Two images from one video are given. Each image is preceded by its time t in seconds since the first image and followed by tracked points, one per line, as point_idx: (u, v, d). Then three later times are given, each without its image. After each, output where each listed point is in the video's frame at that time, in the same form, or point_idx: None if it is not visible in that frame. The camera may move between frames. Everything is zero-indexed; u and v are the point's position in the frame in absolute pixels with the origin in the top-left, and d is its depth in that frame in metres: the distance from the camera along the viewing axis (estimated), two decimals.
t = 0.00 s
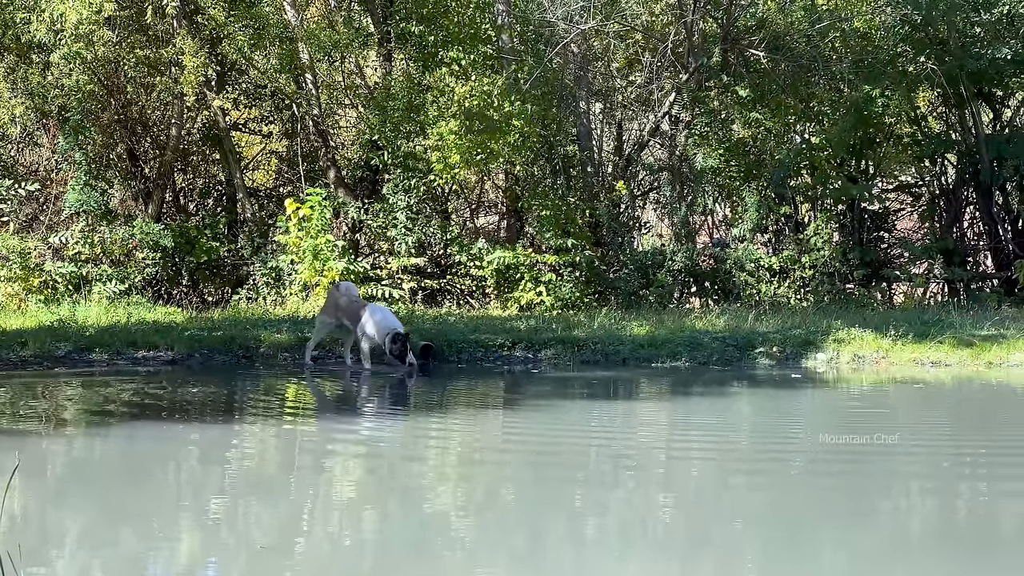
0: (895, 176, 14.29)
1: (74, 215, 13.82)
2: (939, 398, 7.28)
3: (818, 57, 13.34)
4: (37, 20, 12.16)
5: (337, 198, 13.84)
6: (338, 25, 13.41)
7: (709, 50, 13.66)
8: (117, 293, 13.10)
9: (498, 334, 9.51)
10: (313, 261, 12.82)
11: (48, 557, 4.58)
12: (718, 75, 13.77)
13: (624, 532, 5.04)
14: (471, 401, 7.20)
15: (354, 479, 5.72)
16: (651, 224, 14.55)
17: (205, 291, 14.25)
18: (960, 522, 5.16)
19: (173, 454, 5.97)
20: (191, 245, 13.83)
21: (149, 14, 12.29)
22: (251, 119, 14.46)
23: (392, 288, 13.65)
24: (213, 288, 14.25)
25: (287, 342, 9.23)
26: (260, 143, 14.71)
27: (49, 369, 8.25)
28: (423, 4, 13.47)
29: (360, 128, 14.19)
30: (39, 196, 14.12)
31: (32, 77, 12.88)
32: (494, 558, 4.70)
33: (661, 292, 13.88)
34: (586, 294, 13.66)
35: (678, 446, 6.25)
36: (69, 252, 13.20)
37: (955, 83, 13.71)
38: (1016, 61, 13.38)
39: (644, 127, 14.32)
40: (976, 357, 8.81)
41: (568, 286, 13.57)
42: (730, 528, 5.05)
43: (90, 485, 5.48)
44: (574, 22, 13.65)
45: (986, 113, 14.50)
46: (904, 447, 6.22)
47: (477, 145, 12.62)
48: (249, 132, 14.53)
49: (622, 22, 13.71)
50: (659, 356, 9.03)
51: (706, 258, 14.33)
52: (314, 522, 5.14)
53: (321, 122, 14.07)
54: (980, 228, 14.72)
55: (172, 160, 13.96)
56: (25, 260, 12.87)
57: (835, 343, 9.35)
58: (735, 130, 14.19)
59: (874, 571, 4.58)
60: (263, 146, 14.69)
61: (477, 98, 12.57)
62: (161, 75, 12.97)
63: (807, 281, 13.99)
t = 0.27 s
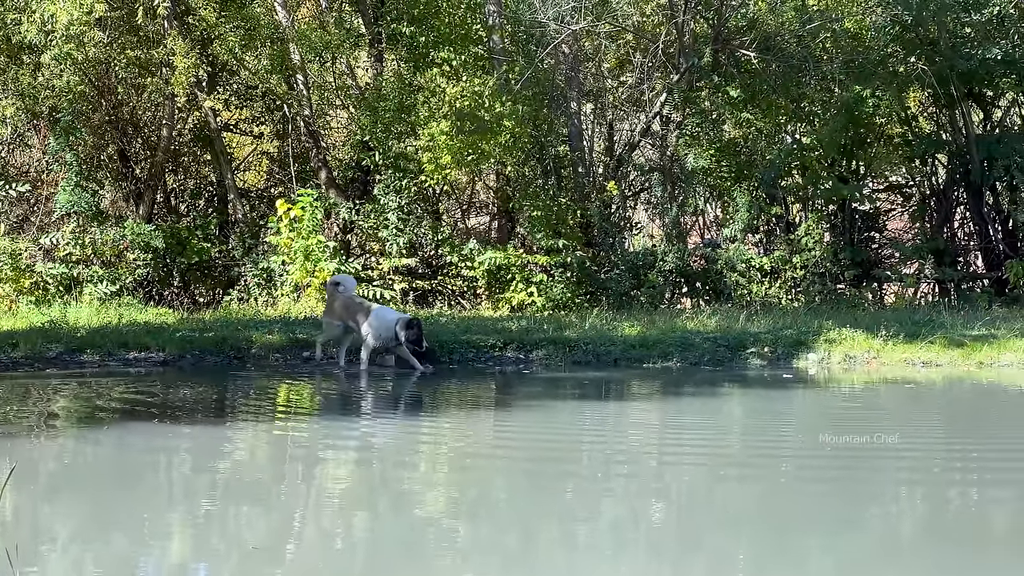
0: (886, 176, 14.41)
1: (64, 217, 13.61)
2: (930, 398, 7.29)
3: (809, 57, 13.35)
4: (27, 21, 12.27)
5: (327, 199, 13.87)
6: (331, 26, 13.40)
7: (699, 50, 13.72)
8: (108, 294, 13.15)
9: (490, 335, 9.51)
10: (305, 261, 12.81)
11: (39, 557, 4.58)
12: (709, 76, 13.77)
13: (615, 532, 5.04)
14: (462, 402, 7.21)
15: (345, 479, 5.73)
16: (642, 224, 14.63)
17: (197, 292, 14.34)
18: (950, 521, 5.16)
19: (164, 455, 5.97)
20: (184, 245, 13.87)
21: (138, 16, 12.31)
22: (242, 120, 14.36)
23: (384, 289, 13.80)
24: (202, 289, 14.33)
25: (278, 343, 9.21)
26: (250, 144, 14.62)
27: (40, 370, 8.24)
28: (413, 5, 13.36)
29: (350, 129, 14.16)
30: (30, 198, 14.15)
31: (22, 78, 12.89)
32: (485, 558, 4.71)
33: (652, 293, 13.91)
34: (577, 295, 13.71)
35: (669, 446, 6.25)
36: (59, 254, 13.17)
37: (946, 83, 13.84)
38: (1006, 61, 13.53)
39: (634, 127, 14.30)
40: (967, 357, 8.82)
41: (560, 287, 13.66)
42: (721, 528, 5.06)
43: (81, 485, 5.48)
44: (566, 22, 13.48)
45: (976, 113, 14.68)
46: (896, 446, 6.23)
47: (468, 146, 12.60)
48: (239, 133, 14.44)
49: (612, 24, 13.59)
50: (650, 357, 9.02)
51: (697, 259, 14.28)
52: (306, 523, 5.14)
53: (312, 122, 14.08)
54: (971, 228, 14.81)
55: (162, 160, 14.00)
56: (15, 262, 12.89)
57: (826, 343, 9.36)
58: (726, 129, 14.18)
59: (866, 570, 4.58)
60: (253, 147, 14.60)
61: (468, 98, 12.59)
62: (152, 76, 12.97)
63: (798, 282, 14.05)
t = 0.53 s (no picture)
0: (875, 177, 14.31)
1: (55, 218, 13.79)
2: (920, 398, 7.30)
3: (799, 57, 13.34)
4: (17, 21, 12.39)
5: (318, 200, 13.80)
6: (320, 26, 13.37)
7: (690, 51, 13.75)
8: (98, 295, 13.16)
9: (480, 336, 9.59)
10: (295, 262, 12.86)
11: (30, 559, 4.57)
12: (699, 76, 13.80)
13: (606, 533, 5.04)
14: (453, 402, 7.21)
15: (337, 480, 5.73)
16: (632, 224, 14.59)
17: (187, 293, 14.24)
18: (941, 521, 5.17)
19: (155, 455, 5.97)
20: (173, 246, 13.72)
21: (129, 17, 12.42)
22: (233, 121, 14.42)
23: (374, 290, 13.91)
24: (195, 290, 14.22)
25: (269, 344, 9.19)
26: (241, 145, 14.65)
27: (30, 371, 8.23)
28: (404, 5, 13.31)
29: (341, 130, 14.19)
30: (19, 199, 14.12)
31: (11, 79, 12.99)
32: (477, 560, 4.70)
33: (643, 293, 13.99)
34: (568, 295, 13.66)
35: (660, 447, 6.25)
36: (50, 254, 13.26)
37: (935, 83, 13.87)
38: (995, 61, 13.61)
39: (624, 128, 14.36)
40: (957, 356, 8.82)
41: (550, 287, 13.60)
42: (713, 530, 5.06)
43: (72, 486, 5.48)
44: (556, 23, 13.36)
45: (965, 113, 14.60)
46: (886, 446, 6.24)
47: (458, 146, 12.77)
48: (230, 134, 14.47)
49: (602, 24, 13.52)
50: (641, 357, 9.02)
51: (688, 259, 14.29)
52: (297, 524, 5.14)
53: (302, 123, 14.10)
54: (961, 228, 14.68)
55: (152, 161, 13.94)
56: (7, 262, 13.01)
57: (817, 343, 9.36)
58: (716, 130, 14.17)
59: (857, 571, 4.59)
60: (244, 148, 14.64)
61: (459, 99, 12.73)
62: (142, 76, 12.85)
63: (789, 281, 14.16)
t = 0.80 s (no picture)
0: (863, 176, 14.45)
1: (42, 218, 13.88)
2: (907, 397, 7.31)
3: (786, 58, 13.31)
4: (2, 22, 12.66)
5: (306, 201, 13.81)
6: (308, 27, 13.45)
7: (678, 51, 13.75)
8: (86, 296, 13.13)
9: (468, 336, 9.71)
10: (283, 263, 12.91)
11: (18, 560, 4.56)
12: (686, 76, 13.79)
13: (595, 534, 5.03)
14: (440, 403, 7.21)
15: (324, 481, 5.72)
16: (620, 224, 14.61)
17: (175, 294, 14.25)
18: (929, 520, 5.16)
19: (143, 456, 5.97)
20: (161, 247, 13.70)
21: (115, 18, 12.40)
22: (220, 122, 14.46)
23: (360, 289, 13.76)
24: (182, 291, 14.23)
25: (257, 345, 9.19)
26: (228, 146, 14.73)
27: (17, 372, 8.23)
28: (392, 6, 13.39)
29: (330, 131, 14.33)
30: (7, 200, 14.20)
31: None
32: (465, 560, 4.70)
33: (631, 293, 14.01)
34: (556, 296, 13.71)
35: (648, 447, 6.25)
36: (37, 256, 13.16)
37: (922, 83, 14.03)
38: (982, 61, 13.73)
39: (611, 128, 14.47)
40: (944, 356, 8.82)
41: (538, 288, 13.64)
42: (700, 529, 5.06)
43: (60, 487, 5.47)
44: (544, 23, 13.35)
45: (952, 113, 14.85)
46: (874, 446, 6.24)
47: (446, 147, 12.62)
48: (217, 134, 14.49)
49: (589, 24, 13.50)
50: (629, 357, 9.02)
51: (675, 259, 14.35)
52: (284, 524, 5.14)
53: (291, 124, 14.22)
54: (948, 228, 14.88)
55: (139, 162, 13.99)
56: None
57: (804, 343, 9.36)
58: (704, 130, 14.21)
59: (844, 568, 4.59)
60: (231, 149, 14.72)
61: (447, 99, 12.65)
62: (129, 77, 12.88)
63: (776, 281, 14.23)
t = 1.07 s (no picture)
0: (846, 176, 14.54)
1: (25, 220, 13.79)
2: (890, 398, 7.33)
3: (770, 58, 13.32)
4: None
5: (290, 202, 14.04)
6: (291, 28, 13.41)
7: (661, 51, 13.76)
8: (69, 298, 13.15)
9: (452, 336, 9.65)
10: (267, 264, 13.02)
11: None
12: (670, 77, 13.84)
13: (579, 534, 5.02)
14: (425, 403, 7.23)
15: (308, 482, 5.72)
16: (605, 225, 14.77)
17: (159, 295, 14.38)
18: (913, 520, 5.17)
19: (126, 457, 5.97)
20: (145, 249, 13.90)
21: (98, 18, 12.42)
22: (203, 123, 14.57)
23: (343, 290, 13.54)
24: (166, 291, 14.40)
25: (241, 346, 9.20)
26: (212, 147, 14.82)
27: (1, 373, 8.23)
28: (375, 7, 13.45)
29: (313, 131, 14.24)
30: None
31: None
32: (450, 558, 4.70)
33: (615, 293, 14.03)
34: (539, 296, 13.82)
35: (632, 447, 6.25)
36: (20, 257, 13.19)
37: (905, 83, 13.99)
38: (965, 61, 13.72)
39: (595, 128, 14.49)
40: (927, 355, 8.92)
41: (522, 288, 13.71)
42: (685, 529, 5.06)
43: (42, 488, 5.46)
44: (527, 24, 13.35)
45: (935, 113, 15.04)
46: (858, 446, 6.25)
47: (430, 148, 12.55)
48: (203, 135, 14.60)
49: (572, 24, 13.54)
50: (613, 358, 9.05)
51: (660, 259, 14.38)
52: (268, 524, 5.13)
53: (275, 125, 14.18)
54: (931, 227, 15.01)
55: (123, 164, 14.15)
56: None
57: (787, 343, 9.40)
58: (687, 130, 14.32)
59: (829, 566, 4.60)
60: (215, 149, 14.80)
61: (430, 100, 12.64)
62: (111, 78, 13.00)
63: (760, 281, 14.24)
